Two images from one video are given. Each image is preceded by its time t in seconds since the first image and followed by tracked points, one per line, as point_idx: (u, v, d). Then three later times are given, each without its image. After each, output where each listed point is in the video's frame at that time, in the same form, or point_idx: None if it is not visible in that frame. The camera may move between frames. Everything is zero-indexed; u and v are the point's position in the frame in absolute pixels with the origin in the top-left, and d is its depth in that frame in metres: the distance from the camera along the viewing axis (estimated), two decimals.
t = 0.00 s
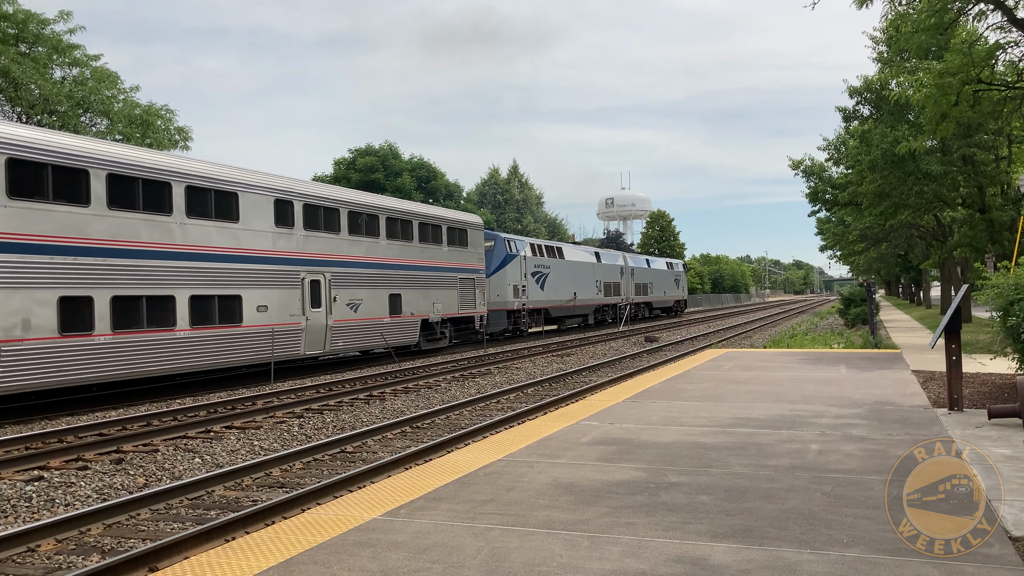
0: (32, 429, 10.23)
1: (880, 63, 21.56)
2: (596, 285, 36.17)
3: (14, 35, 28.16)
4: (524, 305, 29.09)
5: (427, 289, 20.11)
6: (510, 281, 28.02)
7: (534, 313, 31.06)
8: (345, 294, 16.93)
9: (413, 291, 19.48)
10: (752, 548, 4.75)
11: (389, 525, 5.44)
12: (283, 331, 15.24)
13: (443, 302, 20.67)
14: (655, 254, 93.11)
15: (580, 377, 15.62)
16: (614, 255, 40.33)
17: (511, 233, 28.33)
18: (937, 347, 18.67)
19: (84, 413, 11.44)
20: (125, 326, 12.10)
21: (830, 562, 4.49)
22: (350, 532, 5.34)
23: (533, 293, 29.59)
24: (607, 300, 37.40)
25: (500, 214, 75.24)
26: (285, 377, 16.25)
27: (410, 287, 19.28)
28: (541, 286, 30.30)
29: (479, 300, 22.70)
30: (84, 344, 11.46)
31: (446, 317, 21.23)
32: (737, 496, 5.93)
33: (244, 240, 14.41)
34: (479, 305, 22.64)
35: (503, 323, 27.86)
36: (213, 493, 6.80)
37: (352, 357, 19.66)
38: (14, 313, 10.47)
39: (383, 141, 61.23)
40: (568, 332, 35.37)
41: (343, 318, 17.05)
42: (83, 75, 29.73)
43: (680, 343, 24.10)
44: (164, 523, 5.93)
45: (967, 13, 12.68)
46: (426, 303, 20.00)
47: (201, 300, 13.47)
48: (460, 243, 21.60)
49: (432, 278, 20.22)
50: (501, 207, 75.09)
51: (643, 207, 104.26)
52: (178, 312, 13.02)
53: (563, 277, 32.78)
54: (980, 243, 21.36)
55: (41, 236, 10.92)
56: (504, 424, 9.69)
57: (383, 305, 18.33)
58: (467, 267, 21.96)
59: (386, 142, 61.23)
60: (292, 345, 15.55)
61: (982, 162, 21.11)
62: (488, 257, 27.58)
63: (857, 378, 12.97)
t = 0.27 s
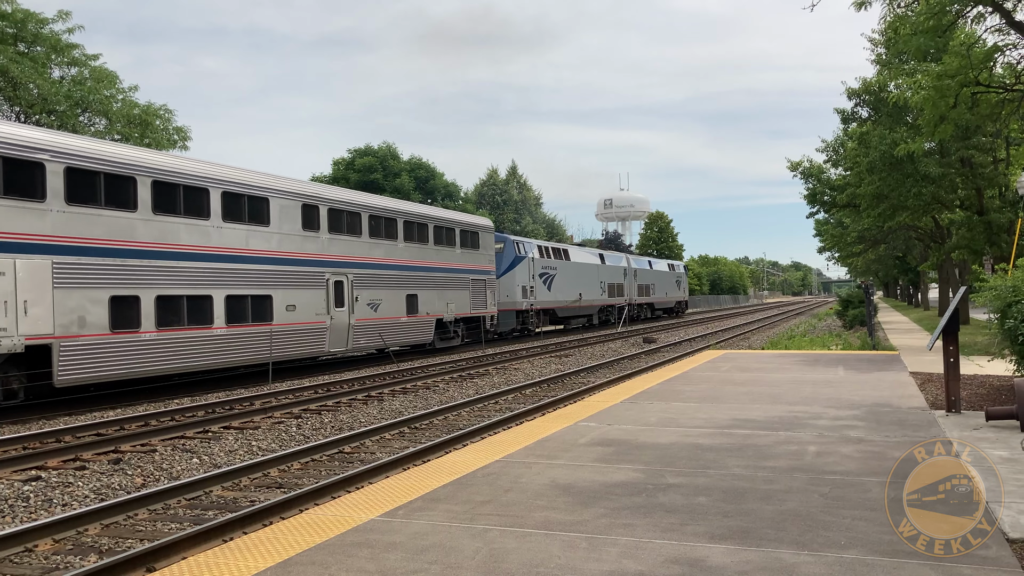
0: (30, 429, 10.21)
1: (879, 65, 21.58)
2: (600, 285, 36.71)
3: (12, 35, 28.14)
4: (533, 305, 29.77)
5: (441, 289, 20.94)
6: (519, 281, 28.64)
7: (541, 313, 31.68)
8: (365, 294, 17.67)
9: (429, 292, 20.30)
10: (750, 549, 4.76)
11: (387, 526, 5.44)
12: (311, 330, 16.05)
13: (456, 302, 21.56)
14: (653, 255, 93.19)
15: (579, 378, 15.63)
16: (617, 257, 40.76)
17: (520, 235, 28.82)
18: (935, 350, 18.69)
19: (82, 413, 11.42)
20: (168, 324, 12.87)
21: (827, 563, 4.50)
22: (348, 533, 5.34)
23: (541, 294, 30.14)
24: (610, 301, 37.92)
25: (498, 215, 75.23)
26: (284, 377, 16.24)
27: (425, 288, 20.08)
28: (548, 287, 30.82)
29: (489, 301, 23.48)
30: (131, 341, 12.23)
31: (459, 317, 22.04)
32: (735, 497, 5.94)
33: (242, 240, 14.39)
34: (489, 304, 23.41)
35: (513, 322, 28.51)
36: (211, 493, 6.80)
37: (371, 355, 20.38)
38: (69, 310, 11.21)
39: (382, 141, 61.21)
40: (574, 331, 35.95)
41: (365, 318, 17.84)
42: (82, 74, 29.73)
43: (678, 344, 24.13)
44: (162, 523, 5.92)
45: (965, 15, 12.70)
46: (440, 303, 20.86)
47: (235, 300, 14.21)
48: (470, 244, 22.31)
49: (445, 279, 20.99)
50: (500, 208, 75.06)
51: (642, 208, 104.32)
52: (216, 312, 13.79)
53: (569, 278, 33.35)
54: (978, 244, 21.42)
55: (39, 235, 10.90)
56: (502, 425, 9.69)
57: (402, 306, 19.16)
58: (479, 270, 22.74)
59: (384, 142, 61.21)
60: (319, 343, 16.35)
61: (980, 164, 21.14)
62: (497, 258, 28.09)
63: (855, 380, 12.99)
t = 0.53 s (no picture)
0: (28, 428, 10.19)
1: (879, 66, 21.60)
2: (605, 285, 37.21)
3: (12, 34, 28.14)
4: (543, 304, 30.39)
5: (456, 290, 21.69)
6: (529, 282, 29.21)
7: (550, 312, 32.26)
8: (386, 294, 18.41)
9: (445, 291, 21.02)
10: (749, 550, 4.76)
11: (386, 526, 5.44)
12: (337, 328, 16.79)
13: (469, 302, 22.30)
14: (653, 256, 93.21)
15: (578, 378, 15.64)
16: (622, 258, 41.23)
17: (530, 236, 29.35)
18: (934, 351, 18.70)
19: (80, 413, 11.40)
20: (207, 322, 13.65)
21: (826, 564, 4.50)
22: (347, 533, 5.34)
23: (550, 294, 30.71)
24: (616, 301, 38.37)
25: (497, 215, 75.21)
26: (283, 377, 16.24)
27: (442, 288, 20.82)
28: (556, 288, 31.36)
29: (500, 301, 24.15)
30: (173, 336, 12.97)
31: (472, 317, 22.74)
32: (734, 498, 5.94)
33: (241, 239, 14.37)
34: (500, 303, 24.07)
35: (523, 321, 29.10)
36: (210, 493, 6.80)
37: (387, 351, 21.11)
38: (120, 309, 11.97)
39: (381, 142, 61.21)
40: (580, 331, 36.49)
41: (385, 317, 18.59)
42: (81, 74, 29.73)
43: (677, 344, 24.16)
44: (161, 523, 5.92)
45: (965, 17, 12.72)
46: (455, 303, 21.62)
47: (266, 300, 14.95)
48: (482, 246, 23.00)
49: (459, 279, 21.71)
50: (499, 208, 75.04)
51: (641, 208, 104.36)
52: (251, 311, 14.54)
53: (576, 278, 33.88)
54: (977, 246, 21.46)
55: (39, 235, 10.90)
56: (500, 425, 9.68)
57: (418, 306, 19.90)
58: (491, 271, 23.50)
59: (384, 142, 61.20)
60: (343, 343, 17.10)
61: (979, 165, 21.14)
62: (507, 259, 28.59)
63: (854, 381, 13.00)
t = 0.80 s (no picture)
0: (28, 428, 10.19)
1: (878, 66, 21.60)
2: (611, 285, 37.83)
3: (12, 34, 28.13)
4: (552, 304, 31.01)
5: (471, 289, 22.44)
6: (538, 282, 29.82)
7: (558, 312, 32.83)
8: (406, 293, 19.14)
9: (460, 291, 21.77)
10: (749, 550, 4.76)
11: (386, 526, 5.44)
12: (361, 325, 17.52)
13: (483, 301, 23.09)
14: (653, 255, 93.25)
15: (578, 378, 15.65)
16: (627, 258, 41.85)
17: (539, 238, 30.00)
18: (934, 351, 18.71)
19: (80, 413, 11.40)
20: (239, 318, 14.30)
21: (826, 563, 4.51)
22: (348, 533, 5.34)
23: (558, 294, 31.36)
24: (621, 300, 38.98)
25: (497, 215, 75.20)
26: (283, 377, 16.23)
27: (457, 287, 21.54)
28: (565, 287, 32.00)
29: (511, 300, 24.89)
30: (209, 333, 13.66)
31: (486, 315, 23.48)
32: (734, 497, 5.95)
33: (242, 239, 14.39)
34: (512, 302, 24.79)
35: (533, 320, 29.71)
36: (210, 493, 6.80)
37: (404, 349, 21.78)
38: (165, 307, 12.72)
39: (381, 141, 61.21)
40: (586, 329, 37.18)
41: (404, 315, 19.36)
42: (81, 74, 29.74)
43: (677, 344, 24.19)
44: (161, 523, 5.92)
45: (964, 17, 12.72)
46: (469, 302, 22.39)
47: (296, 299, 15.68)
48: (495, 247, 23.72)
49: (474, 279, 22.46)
50: (499, 208, 75.03)
51: (641, 208, 104.39)
52: (282, 309, 15.27)
53: (583, 278, 34.46)
54: (977, 245, 21.47)
55: (40, 235, 10.95)
56: (501, 425, 9.70)
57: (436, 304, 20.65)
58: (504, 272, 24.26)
59: (384, 142, 61.21)
60: (369, 340, 17.89)
61: (979, 165, 21.12)
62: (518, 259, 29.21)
63: (854, 380, 13.01)
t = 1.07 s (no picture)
0: (29, 428, 10.19)
1: (878, 64, 21.58)
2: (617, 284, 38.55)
3: (11, 33, 28.11)
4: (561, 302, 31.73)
5: (483, 288, 23.30)
6: (547, 281, 30.57)
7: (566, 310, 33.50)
8: (423, 292, 19.94)
9: (473, 290, 22.64)
10: (749, 548, 4.77)
11: (386, 525, 5.45)
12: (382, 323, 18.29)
13: (495, 300, 23.90)
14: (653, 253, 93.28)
15: (578, 376, 15.65)
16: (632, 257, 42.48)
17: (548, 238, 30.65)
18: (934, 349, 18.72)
19: (81, 413, 11.41)
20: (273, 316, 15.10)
21: (825, 562, 4.51)
22: (348, 531, 5.35)
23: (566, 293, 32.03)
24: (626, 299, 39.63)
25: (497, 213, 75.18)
26: (282, 376, 16.23)
27: (472, 287, 22.45)
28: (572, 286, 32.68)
29: (522, 298, 25.70)
30: (246, 330, 14.48)
31: (497, 313, 24.31)
32: (734, 496, 5.95)
33: (243, 238, 14.40)
34: (522, 301, 25.60)
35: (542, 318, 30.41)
36: (210, 492, 6.81)
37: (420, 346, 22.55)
38: (206, 306, 13.53)
39: (381, 140, 61.18)
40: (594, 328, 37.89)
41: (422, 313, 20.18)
42: (81, 73, 29.75)
43: (677, 342, 24.17)
44: (161, 522, 5.93)
45: (964, 14, 12.71)
46: (482, 301, 23.26)
47: (322, 297, 16.46)
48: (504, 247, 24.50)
49: (486, 279, 23.32)
50: (499, 206, 74.98)
51: (641, 207, 104.39)
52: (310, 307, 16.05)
53: (589, 277, 35.11)
54: (977, 244, 21.45)
55: (42, 235, 10.99)
56: (501, 423, 9.71)
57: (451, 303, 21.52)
58: (514, 272, 25.11)
59: (383, 141, 61.18)
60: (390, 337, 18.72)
61: (979, 163, 21.02)
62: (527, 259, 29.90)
63: (853, 378, 13.01)
